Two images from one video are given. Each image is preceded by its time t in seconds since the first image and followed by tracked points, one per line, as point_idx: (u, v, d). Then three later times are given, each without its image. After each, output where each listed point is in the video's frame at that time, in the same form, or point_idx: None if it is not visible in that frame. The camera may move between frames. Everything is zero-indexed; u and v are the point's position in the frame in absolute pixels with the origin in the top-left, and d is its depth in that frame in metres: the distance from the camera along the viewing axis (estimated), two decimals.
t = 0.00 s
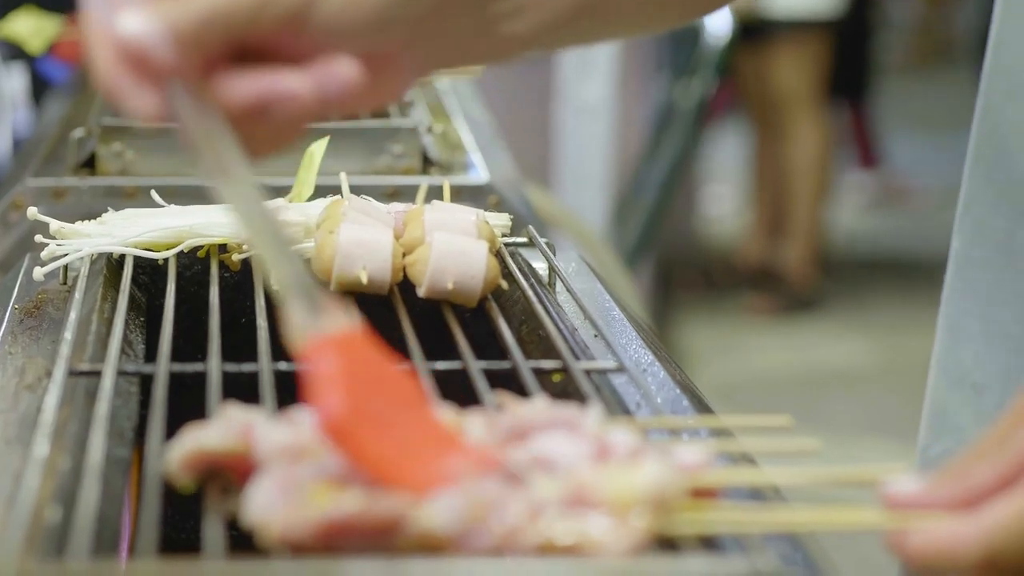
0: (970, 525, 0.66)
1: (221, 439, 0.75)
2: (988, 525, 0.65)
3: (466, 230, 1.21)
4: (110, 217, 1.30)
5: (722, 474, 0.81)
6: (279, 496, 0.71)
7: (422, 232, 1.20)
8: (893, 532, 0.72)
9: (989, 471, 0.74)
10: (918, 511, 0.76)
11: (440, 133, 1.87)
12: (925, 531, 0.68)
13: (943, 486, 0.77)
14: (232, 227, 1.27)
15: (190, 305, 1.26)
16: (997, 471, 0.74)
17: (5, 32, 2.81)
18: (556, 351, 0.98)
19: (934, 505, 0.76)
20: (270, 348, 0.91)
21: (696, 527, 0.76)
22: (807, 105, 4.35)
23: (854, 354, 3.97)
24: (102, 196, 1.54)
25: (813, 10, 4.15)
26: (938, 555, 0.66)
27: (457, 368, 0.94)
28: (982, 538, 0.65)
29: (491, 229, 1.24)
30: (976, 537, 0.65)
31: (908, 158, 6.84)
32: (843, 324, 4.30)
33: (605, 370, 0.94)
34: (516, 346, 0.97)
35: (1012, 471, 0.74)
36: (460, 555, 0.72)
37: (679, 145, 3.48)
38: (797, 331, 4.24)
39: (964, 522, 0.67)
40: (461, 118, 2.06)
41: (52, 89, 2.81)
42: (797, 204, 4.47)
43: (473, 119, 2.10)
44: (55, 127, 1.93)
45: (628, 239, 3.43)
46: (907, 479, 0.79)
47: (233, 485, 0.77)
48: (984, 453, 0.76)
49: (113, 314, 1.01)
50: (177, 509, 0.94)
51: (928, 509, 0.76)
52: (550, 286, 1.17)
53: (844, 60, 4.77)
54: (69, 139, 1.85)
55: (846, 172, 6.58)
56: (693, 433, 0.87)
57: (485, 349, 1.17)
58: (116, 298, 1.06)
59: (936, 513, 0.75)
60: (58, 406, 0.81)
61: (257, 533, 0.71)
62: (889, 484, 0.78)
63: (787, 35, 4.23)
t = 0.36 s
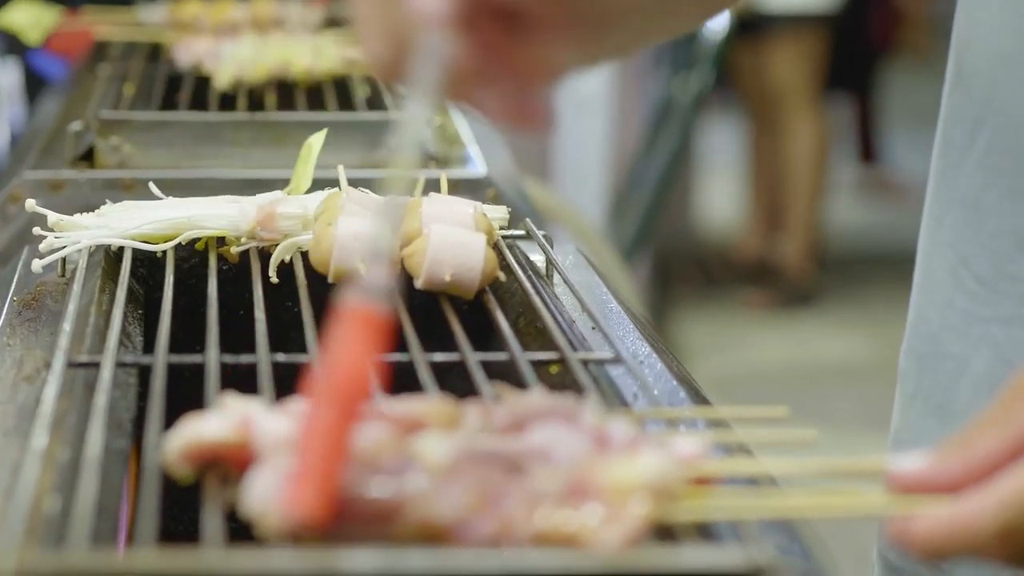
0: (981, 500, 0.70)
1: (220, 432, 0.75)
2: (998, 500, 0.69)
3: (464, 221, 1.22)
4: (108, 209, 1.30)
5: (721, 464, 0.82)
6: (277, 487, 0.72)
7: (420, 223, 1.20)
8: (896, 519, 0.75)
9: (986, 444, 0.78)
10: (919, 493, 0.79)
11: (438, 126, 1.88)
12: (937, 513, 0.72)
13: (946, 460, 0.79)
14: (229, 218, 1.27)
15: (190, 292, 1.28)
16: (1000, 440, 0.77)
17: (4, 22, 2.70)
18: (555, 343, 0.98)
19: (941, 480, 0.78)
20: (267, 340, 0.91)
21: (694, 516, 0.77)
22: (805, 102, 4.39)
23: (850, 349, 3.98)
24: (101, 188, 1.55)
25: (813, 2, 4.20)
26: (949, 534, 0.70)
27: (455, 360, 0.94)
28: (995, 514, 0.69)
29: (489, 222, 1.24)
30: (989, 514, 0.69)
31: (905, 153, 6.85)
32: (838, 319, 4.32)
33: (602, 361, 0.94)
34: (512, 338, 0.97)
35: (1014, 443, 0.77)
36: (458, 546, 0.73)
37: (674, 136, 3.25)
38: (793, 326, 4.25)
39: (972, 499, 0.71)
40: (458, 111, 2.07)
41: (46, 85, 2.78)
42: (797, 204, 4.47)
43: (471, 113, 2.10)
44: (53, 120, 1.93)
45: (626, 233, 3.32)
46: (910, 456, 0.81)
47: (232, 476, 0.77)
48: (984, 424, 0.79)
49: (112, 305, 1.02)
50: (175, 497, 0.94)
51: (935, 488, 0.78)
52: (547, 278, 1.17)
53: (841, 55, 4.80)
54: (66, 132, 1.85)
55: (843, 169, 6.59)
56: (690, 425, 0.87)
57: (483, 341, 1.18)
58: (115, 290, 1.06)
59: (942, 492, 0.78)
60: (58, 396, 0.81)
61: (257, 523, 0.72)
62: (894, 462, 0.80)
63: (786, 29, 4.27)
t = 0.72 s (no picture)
0: (985, 487, 0.71)
1: (222, 418, 0.75)
2: (1000, 485, 0.70)
3: (463, 209, 1.22)
4: (107, 198, 1.29)
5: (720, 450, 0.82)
6: (280, 473, 0.72)
7: (420, 212, 1.20)
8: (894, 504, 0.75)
9: (993, 437, 0.80)
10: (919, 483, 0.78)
11: (437, 116, 1.88)
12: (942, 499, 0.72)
13: (946, 452, 0.80)
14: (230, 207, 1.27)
15: (191, 279, 1.29)
16: (1000, 435, 0.80)
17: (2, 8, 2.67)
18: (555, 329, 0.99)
19: (943, 467, 0.78)
20: (267, 327, 0.91)
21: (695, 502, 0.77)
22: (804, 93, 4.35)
23: (850, 339, 3.99)
24: (101, 177, 1.55)
25: None
26: (954, 519, 0.70)
27: (454, 348, 0.94)
28: (998, 500, 0.70)
29: (489, 210, 1.24)
30: (993, 501, 0.70)
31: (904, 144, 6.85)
32: (838, 310, 4.32)
33: (603, 348, 0.95)
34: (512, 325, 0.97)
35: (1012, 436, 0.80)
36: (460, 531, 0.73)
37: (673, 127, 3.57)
38: (793, 316, 4.25)
39: (974, 487, 0.72)
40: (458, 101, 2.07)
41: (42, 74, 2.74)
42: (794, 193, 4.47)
43: (471, 103, 2.10)
44: (53, 110, 1.93)
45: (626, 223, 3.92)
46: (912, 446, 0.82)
47: (233, 461, 0.77)
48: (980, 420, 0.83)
49: (113, 293, 1.02)
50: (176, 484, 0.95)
51: (935, 477, 0.78)
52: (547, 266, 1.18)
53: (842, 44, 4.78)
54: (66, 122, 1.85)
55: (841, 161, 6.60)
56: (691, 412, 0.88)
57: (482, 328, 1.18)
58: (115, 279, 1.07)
59: (944, 481, 0.78)
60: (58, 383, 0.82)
61: (258, 507, 0.72)
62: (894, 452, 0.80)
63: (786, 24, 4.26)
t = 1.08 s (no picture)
0: (990, 472, 0.69)
1: (219, 401, 0.76)
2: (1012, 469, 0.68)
3: (461, 194, 1.22)
4: (105, 184, 1.31)
5: (717, 432, 0.82)
6: (277, 455, 0.72)
7: (417, 197, 1.21)
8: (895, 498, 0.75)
9: (996, 414, 0.76)
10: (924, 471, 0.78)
11: (434, 102, 1.88)
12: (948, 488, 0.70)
13: (951, 433, 0.78)
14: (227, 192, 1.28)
15: (190, 266, 1.29)
16: (1005, 412, 0.76)
17: None
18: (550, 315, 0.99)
19: (949, 453, 0.77)
20: (266, 311, 0.92)
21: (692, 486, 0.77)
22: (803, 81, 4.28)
23: (848, 327, 4.00)
24: (99, 164, 1.55)
25: None
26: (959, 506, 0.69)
27: (452, 333, 0.94)
28: (1005, 484, 0.68)
29: (486, 194, 1.25)
30: (999, 481, 0.68)
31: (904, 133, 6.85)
32: (837, 298, 4.33)
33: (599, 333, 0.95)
34: (509, 309, 0.98)
35: (1019, 413, 0.76)
36: (455, 512, 0.73)
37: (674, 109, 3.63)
38: (792, 304, 4.26)
39: (980, 469, 0.70)
40: (456, 88, 2.07)
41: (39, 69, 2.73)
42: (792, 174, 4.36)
43: (469, 90, 2.10)
44: (51, 98, 1.93)
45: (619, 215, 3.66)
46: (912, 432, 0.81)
47: (231, 444, 0.78)
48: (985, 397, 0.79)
49: (111, 279, 1.03)
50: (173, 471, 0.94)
51: (937, 464, 0.78)
52: (544, 251, 1.18)
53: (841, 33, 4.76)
54: (64, 110, 1.85)
55: (840, 151, 6.59)
56: (687, 394, 0.89)
57: (480, 313, 1.19)
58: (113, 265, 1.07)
59: (950, 466, 0.77)
60: (56, 367, 0.82)
61: (256, 489, 0.72)
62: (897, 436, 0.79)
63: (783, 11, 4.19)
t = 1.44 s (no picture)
0: (981, 453, 0.70)
1: (218, 377, 0.76)
2: (996, 453, 0.70)
3: (456, 176, 1.23)
4: (102, 166, 1.32)
5: (712, 409, 0.82)
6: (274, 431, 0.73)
7: (413, 177, 1.21)
8: (887, 477, 0.74)
9: (985, 401, 0.77)
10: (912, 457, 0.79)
11: (430, 85, 1.88)
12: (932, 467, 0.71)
13: (938, 421, 0.78)
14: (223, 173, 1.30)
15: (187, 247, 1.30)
16: (993, 399, 0.77)
17: None
18: (546, 295, 1.00)
19: (939, 437, 0.77)
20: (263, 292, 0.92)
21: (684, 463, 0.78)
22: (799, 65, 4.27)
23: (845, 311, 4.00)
24: (96, 147, 1.55)
25: None
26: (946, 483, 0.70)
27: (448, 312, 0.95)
28: (993, 465, 0.69)
29: (482, 175, 1.25)
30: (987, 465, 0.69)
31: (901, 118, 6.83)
32: (835, 282, 4.33)
33: (595, 312, 0.96)
34: (505, 290, 0.98)
35: (1007, 400, 0.77)
36: (451, 489, 0.74)
37: (666, 98, 3.64)
38: (790, 288, 4.26)
39: (970, 451, 0.71)
40: (452, 71, 2.07)
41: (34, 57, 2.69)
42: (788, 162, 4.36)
43: (465, 73, 2.10)
44: (47, 82, 1.93)
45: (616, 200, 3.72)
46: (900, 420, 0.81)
47: (228, 422, 0.78)
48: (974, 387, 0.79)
49: (108, 261, 1.03)
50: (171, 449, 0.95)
51: (926, 448, 0.77)
52: (540, 232, 1.19)
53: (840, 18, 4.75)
54: (60, 94, 1.85)
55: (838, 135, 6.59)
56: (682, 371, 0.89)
57: (476, 294, 1.20)
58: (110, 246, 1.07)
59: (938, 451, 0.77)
60: (54, 347, 0.82)
61: (252, 467, 0.73)
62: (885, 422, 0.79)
63: None
